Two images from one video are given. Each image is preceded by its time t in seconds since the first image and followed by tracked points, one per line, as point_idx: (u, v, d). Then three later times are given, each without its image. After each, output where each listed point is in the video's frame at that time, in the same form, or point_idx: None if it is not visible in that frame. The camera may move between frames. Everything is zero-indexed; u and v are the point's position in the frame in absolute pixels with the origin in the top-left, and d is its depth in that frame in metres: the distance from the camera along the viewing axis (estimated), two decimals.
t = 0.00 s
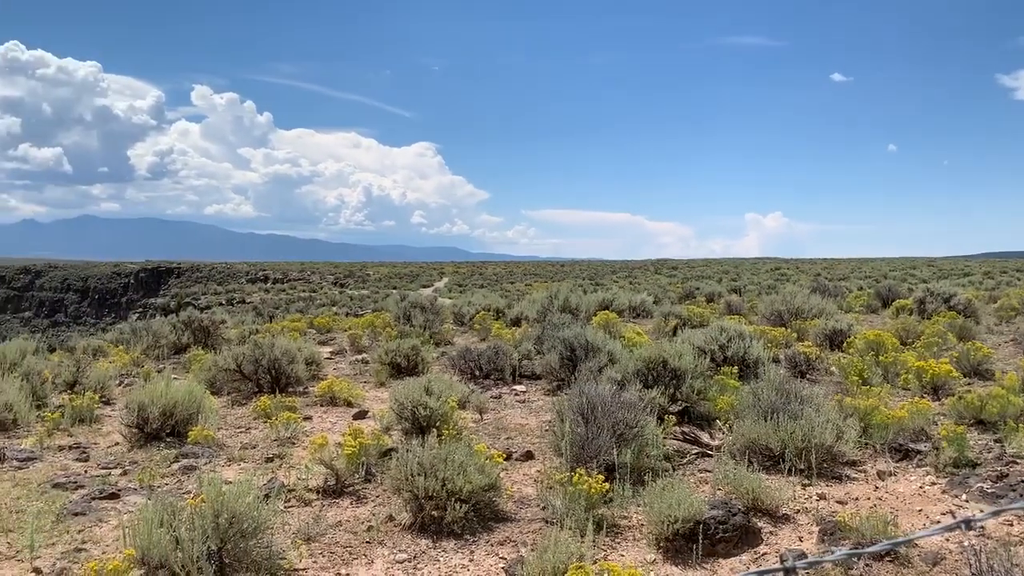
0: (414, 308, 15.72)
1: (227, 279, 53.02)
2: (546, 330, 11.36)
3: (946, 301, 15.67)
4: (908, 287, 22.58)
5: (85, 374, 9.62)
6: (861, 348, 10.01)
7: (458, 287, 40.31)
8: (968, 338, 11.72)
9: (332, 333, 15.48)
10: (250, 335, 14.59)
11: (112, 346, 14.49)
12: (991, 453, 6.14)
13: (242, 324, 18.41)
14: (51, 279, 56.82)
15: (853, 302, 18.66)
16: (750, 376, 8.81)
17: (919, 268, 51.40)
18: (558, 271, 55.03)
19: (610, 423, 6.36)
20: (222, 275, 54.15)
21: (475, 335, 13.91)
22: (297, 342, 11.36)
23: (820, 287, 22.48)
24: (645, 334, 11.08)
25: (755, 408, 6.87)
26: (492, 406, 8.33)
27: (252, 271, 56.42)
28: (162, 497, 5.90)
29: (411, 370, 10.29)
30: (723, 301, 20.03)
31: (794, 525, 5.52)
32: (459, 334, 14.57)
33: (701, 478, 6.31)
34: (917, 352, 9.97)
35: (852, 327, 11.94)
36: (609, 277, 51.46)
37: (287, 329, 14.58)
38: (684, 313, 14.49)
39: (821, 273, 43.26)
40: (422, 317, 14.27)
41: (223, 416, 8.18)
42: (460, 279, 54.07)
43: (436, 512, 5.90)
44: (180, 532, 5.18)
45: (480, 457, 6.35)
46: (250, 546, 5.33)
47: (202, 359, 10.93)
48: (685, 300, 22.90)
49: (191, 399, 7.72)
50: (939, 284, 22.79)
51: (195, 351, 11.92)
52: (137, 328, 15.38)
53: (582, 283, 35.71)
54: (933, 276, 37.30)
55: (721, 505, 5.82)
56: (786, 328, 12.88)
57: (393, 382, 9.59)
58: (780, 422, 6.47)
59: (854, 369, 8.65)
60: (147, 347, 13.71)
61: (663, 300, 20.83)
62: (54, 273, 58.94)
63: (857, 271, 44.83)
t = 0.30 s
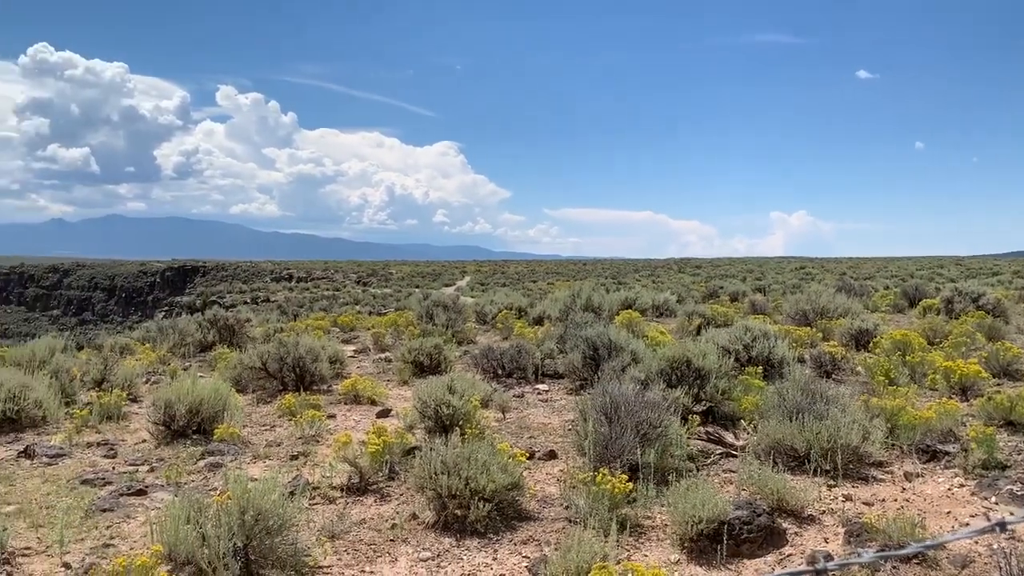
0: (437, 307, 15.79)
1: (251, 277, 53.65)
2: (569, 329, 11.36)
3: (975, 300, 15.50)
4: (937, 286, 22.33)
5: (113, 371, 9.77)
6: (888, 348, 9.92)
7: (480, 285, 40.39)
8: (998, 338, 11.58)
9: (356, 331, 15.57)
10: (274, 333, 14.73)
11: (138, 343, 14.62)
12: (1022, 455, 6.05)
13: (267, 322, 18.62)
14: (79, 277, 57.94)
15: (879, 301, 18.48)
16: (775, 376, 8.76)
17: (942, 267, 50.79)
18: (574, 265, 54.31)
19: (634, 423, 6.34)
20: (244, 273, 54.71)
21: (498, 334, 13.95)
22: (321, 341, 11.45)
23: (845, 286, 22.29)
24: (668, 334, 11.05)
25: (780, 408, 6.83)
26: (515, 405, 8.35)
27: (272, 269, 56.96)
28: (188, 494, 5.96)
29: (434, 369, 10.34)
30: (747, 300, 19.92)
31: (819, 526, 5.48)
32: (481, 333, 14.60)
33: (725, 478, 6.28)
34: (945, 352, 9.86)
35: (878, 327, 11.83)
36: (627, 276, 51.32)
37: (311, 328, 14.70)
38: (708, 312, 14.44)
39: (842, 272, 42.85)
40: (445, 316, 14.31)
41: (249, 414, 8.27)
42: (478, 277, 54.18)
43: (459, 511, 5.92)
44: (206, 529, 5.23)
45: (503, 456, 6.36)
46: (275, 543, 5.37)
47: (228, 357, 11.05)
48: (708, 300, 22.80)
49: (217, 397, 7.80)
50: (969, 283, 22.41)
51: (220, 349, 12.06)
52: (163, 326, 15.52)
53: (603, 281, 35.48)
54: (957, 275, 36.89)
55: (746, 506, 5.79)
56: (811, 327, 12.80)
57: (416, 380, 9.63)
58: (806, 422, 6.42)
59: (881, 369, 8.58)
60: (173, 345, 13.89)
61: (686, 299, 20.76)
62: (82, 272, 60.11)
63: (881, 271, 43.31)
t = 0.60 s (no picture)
0: (460, 307, 15.85)
1: (277, 275, 54.20)
2: (591, 329, 11.36)
3: (1005, 302, 15.34)
4: (966, 288, 22.07)
5: (141, 369, 9.91)
6: (915, 350, 9.83)
7: (503, 285, 40.57)
8: None
9: (379, 331, 15.66)
10: (298, 332, 14.85)
11: (165, 341, 14.79)
12: None
13: (291, 321, 18.78)
14: (105, 275, 59.00)
15: (907, 302, 18.32)
16: (800, 378, 8.71)
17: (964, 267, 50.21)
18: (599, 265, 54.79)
19: (658, 424, 6.32)
20: (266, 272, 55.21)
21: (520, 334, 13.97)
22: (344, 340, 11.54)
23: (872, 287, 22.08)
24: (692, 335, 11.02)
25: (806, 410, 6.79)
26: (538, 405, 8.36)
27: (292, 268, 57.52)
28: (214, 491, 6.02)
29: (457, 368, 10.37)
30: (772, 301, 19.81)
31: (845, 529, 5.43)
32: (504, 333, 14.63)
33: (750, 481, 6.25)
34: (974, 355, 9.75)
35: (905, 329, 11.73)
36: (644, 276, 51.17)
37: (335, 327, 14.82)
38: (733, 313, 14.38)
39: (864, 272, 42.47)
40: (467, 315, 14.36)
41: (273, 412, 8.35)
42: (498, 276, 54.21)
43: (482, 510, 5.93)
44: (232, 526, 5.27)
45: (527, 455, 6.36)
46: (300, 541, 5.39)
47: (253, 355, 11.16)
48: (732, 301, 22.71)
49: (243, 394, 7.89)
50: (1000, 284, 22.20)
51: (246, 348, 12.19)
52: (190, 324, 15.69)
53: (626, 281, 35.38)
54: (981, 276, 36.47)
55: (771, 508, 5.75)
56: (836, 329, 12.70)
57: (439, 379, 9.68)
58: (832, 425, 6.37)
59: (908, 371, 8.51)
60: (200, 343, 14.07)
61: (710, 300, 20.69)
62: (109, 270, 61.21)
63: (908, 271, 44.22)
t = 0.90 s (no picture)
0: (481, 306, 15.89)
1: (298, 275, 54.26)
2: (613, 328, 11.34)
3: None
4: (994, 289, 21.79)
5: (166, 366, 10.03)
6: (942, 352, 9.74)
7: (526, 284, 40.48)
8: None
9: (401, 329, 15.73)
10: (321, 330, 14.95)
11: (189, 339, 14.94)
12: None
13: (314, 319, 18.95)
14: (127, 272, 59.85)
15: (933, 303, 18.13)
16: (825, 379, 8.66)
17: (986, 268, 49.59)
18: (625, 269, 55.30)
19: (681, 424, 6.30)
20: (286, 270, 55.58)
21: (542, 334, 13.98)
22: (367, 338, 11.60)
23: (897, 288, 21.86)
24: (715, 335, 10.98)
25: (831, 411, 6.75)
26: (559, 404, 8.37)
27: (310, 266, 57.89)
28: (238, 488, 6.06)
29: (478, 367, 10.40)
30: (795, 301, 19.66)
31: (870, 532, 5.38)
32: (525, 332, 14.64)
33: (773, 482, 6.22)
34: (1003, 357, 9.63)
35: (931, 330, 11.61)
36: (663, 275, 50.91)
37: (358, 325, 14.91)
38: (756, 313, 14.30)
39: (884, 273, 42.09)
40: (489, 314, 14.38)
41: (296, 409, 8.42)
42: (517, 275, 54.08)
43: (504, 509, 5.93)
44: (255, 522, 5.30)
45: (549, 455, 6.36)
46: (324, 538, 5.41)
47: (276, 353, 11.25)
48: (755, 301, 22.60)
49: (266, 391, 7.96)
50: None
51: (269, 346, 12.29)
52: (213, 321, 15.82)
53: (646, 280, 35.20)
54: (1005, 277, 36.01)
55: (795, 510, 5.70)
56: (860, 330, 12.61)
57: (461, 378, 9.71)
58: (857, 426, 6.33)
59: (935, 373, 8.43)
60: (224, 340, 14.21)
61: (733, 300, 20.59)
62: (132, 268, 61.97)
63: (936, 271, 44.40)
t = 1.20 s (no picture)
0: (501, 305, 15.93)
1: (321, 275, 54.21)
2: (633, 328, 11.33)
3: None
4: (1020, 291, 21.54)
5: (188, 364, 10.14)
6: (967, 354, 9.66)
7: (544, 284, 40.59)
8: None
9: (420, 328, 15.78)
10: (341, 328, 15.05)
11: (212, 337, 15.09)
12: None
13: (335, 317, 19.08)
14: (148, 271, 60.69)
15: (957, 304, 17.96)
16: (847, 380, 8.62)
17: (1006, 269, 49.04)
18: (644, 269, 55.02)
19: (701, 425, 6.29)
20: (305, 270, 55.93)
21: (561, 333, 13.98)
22: (387, 337, 11.66)
23: (921, 288, 21.66)
24: (736, 335, 10.94)
25: (853, 413, 6.71)
26: (578, 404, 8.38)
27: (327, 266, 58.18)
28: (259, 485, 6.10)
29: (497, 367, 10.43)
30: (817, 302, 19.54)
31: (894, 535, 5.33)
32: (544, 331, 14.66)
33: (795, 484, 6.19)
34: None
35: (955, 331, 11.52)
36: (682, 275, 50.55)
37: (378, 323, 14.99)
38: (778, 313, 14.23)
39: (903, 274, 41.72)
40: (509, 313, 14.40)
41: (317, 408, 8.49)
42: (536, 274, 54.05)
43: (523, 509, 5.94)
44: (277, 519, 5.32)
45: (568, 455, 6.36)
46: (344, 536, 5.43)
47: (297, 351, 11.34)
48: (777, 301, 22.48)
49: (287, 390, 8.03)
50: None
51: (289, 345, 12.39)
52: (235, 319, 15.96)
53: (668, 280, 34.93)
54: None
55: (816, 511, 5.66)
56: (883, 330, 12.52)
57: (480, 378, 9.75)
58: (879, 428, 6.28)
59: (959, 375, 8.35)
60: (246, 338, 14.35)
61: (754, 300, 20.51)
62: (152, 267, 62.63)
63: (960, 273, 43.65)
